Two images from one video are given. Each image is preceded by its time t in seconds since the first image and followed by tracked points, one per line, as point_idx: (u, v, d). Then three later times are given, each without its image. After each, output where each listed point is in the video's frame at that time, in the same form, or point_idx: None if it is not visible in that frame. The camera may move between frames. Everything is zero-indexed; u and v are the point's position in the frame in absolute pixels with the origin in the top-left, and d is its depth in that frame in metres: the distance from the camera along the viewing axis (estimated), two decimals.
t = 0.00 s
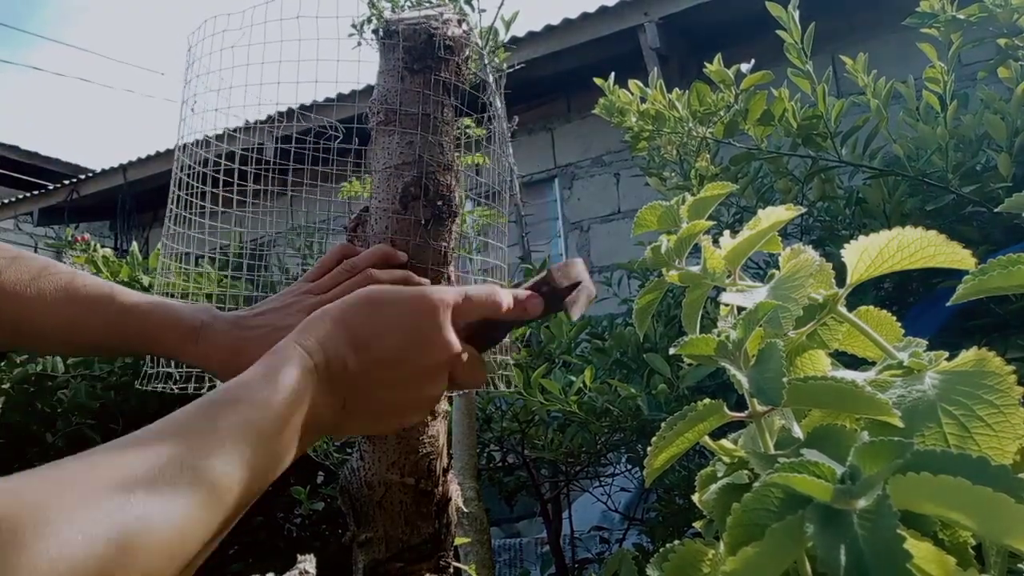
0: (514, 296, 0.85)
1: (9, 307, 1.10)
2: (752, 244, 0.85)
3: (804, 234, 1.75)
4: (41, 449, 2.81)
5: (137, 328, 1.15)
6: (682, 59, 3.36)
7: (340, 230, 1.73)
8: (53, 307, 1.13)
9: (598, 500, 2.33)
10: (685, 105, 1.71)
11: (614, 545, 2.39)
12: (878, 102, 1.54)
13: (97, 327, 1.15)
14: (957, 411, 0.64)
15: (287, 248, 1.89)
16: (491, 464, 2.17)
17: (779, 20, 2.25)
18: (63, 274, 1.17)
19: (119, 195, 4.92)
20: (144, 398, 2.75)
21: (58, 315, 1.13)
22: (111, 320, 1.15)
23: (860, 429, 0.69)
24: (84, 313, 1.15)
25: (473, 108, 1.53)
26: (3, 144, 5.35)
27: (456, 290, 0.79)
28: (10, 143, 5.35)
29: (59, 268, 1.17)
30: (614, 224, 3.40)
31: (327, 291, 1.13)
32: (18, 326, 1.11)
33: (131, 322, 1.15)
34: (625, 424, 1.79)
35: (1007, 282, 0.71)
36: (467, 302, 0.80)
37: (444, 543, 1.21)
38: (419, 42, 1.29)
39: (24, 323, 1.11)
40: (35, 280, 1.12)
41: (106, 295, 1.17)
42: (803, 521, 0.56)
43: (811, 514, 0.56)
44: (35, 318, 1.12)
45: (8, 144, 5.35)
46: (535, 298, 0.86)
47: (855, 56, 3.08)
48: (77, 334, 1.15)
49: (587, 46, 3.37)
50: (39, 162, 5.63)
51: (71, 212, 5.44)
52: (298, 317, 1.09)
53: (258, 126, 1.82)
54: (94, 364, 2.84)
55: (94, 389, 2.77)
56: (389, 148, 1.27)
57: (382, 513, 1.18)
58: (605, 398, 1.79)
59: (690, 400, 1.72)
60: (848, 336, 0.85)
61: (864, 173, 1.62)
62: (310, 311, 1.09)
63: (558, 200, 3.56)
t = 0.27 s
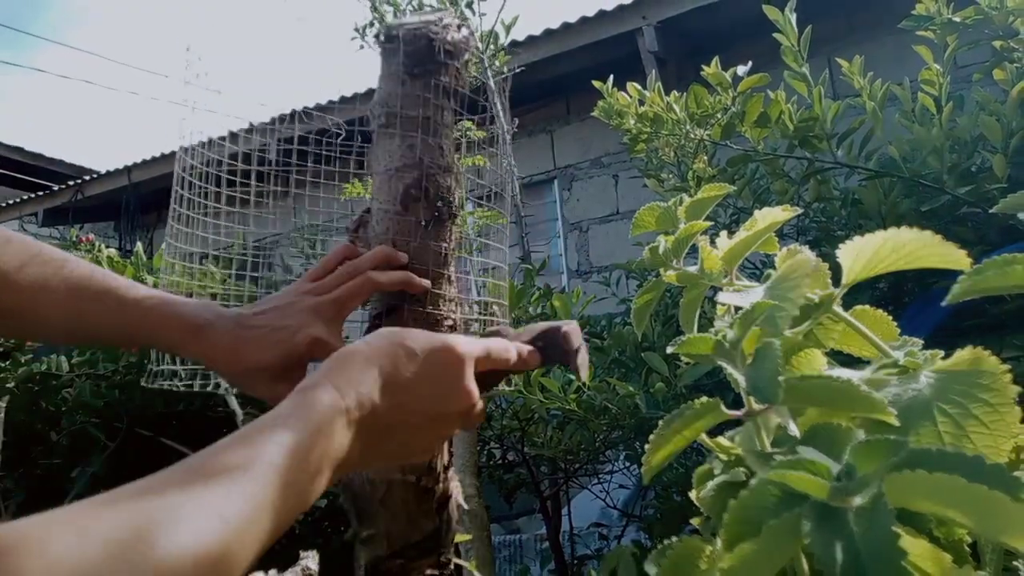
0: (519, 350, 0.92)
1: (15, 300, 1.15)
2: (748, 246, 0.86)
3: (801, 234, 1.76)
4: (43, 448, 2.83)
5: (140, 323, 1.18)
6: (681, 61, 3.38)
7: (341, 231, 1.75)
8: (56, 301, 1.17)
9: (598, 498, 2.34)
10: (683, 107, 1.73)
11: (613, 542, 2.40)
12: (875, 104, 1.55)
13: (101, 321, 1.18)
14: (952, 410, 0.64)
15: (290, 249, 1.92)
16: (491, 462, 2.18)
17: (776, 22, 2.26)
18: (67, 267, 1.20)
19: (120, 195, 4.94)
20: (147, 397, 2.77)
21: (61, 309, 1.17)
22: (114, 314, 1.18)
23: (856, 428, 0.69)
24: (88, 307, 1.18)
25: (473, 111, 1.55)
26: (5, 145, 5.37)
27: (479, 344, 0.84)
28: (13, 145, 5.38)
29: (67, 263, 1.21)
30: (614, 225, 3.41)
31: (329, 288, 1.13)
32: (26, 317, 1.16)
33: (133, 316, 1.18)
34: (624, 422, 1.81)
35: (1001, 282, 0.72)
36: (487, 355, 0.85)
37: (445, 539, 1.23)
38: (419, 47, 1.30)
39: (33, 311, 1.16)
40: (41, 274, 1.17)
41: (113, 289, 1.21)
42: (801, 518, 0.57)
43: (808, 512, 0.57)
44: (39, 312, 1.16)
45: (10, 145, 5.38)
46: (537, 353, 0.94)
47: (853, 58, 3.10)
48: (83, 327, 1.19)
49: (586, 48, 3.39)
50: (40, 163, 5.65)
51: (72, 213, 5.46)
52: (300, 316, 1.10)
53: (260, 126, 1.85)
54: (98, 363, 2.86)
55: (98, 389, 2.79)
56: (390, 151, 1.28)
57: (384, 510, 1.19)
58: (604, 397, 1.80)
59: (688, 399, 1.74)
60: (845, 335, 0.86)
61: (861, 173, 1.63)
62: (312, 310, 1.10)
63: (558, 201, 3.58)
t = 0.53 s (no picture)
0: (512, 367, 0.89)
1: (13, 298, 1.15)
2: (748, 246, 0.86)
3: (800, 235, 1.76)
4: (44, 448, 2.85)
5: (140, 322, 1.18)
6: (680, 61, 3.38)
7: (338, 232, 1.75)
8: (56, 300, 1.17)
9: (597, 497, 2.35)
10: (682, 107, 1.73)
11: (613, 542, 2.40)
12: (874, 105, 1.56)
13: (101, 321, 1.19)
14: (951, 410, 0.64)
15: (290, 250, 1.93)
16: (491, 462, 2.19)
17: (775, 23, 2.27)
18: (68, 265, 1.20)
19: (120, 196, 4.95)
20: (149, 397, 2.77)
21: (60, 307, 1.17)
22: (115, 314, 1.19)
23: (856, 428, 0.70)
24: (88, 307, 1.19)
25: (471, 110, 1.55)
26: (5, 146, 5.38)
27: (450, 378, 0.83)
28: (13, 145, 5.38)
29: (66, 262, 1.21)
30: (613, 225, 3.41)
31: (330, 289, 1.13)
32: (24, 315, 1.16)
33: (133, 317, 1.18)
34: (623, 422, 1.81)
35: (1000, 282, 0.72)
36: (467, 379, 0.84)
37: (445, 539, 1.23)
38: (415, 49, 1.31)
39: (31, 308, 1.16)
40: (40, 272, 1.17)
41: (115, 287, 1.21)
42: (800, 518, 0.58)
43: (807, 511, 0.58)
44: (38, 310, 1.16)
45: (10, 146, 5.38)
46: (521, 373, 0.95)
47: (852, 58, 3.10)
48: (82, 326, 1.19)
49: (585, 49, 3.39)
50: (41, 164, 5.65)
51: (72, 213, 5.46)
52: (301, 317, 1.10)
53: (259, 129, 1.85)
54: (99, 363, 2.85)
55: (99, 388, 2.80)
56: (387, 153, 1.29)
57: (384, 510, 1.19)
58: (603, 397, 1.81)
59: (687, 399, 1.74)
60: (844, 335, 0.86)
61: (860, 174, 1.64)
62: (313, 311, 1.11)
63: (558, 201, 3.58)
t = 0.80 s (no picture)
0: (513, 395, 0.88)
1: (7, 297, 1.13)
2: (748, 246, 0.86)
3: (801, 234, 1.76)
4: (43, 448, 2.86)
5: (140, 322, 1.17)
6: (681, 61, 3.38)
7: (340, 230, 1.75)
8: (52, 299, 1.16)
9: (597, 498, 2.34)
10: (683, 107, 1.73)
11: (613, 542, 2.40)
12: (875, 104, 1.55)
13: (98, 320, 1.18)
14: (952, 410, 0.64)
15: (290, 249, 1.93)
16: (491, 463, 2.18)
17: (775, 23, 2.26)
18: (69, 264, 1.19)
19: (120, 196, 4.94)
20: (148, 398, 2.77)
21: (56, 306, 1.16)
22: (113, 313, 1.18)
23: (857, 428, 0.69)
24: (85, 306, 1.17)
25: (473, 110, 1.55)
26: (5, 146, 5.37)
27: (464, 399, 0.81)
28: (13, 145, 5.37)
29: (61, 257, 1.19)
30: (613, 225, 3.41)
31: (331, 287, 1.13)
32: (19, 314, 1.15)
33: (132, 316, 1.17)
34: (623, 423, 1.80)
35: (1002, 281, 0.72)
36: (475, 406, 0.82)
37: (445, 540, 1.22)
38: (420, 46, 1.30)
39: (30, 308, 1.14)
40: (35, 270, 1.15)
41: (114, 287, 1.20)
42: (801, 517, 0.57)
43: (808, 512, 0.57)
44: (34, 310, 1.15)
45: (10, 146, 5.37)
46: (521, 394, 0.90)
47: (852, 58, 3.10)
48: (80, 325, 1.18)
49: (585, 49, 3.39)
50: (40, 163, 5.64)
51: (72, 213, 5.45)
52: (301, 317, 1.10)
53: (262, 127, 1.85)
54: (98, 363, 2.83)
55: (98, 388, 2.79)
56: (390, 151, 1.28)
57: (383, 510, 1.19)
58: (604, 397, 1.80)
59: (688, 399, 1.74)
60: (845, 336, 0.86)
61: (861, 173, 1.63)
62: (313, 310, 1.10)
63: (558, 201, 3.58)
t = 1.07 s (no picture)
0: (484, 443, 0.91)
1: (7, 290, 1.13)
2: (748, 245, 0.86)
3: (801, 234, 1.75)
4: (43, 448, 2.86)
5: (142, 318, 1.17)
6: (681, 61, 3.38)
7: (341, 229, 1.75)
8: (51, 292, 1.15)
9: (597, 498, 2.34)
10: (683, 106, 1.73)
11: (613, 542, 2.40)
12: (875, 104, 1.55)
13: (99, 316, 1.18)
14: (952, 410, 0.64)
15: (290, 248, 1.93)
16: (491, 463, 2.18)
17: (776, 23, 2.26)
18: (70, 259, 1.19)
19: (120, 197, 4.94)
20: (148, 397, 2.77)
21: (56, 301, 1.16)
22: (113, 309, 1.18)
23: (857, 428, 0.69)
24: (86, 301, 1.18)
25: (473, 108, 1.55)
26: (6, 146, 5.37)
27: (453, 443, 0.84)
28: (13, 145, 5.38)
29: (64, 252, 1.19)
30: (613, 225, 3.41)
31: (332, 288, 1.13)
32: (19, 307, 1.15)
33: (133, 313, 1.17)
34: (623, 423, 1.80)
35: (1003, 281, 0.72)
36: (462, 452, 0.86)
37: (444, 539, 1.22)
38: (420, 45, 1.30)
39: (29, 301, 1.14)
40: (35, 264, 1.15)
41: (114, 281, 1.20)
42: (801, 518, 0.57)
43: (808, 512, 0.57)
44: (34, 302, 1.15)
45: (11, 146, 5.38)
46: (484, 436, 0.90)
47: (852, 58, 3.10)
48: (80, 320, 1.18)
49: (585, 49, 3.39)
50: (41, 163, 5.64)
51: (72, 213, 5.45)
52: (300, 318, 1.10)
53: (263, 126, 1.86)
54: (98, 363, 2.82)
55: (98, 388, 2.79)
56: (391, 150, 1.28)
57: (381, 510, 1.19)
58: (603, 397, 1.80)
59: (688, 399, 1.73)
60: (846, 335, 0.86)
61: (861, 173, 1.63)
62: (311, 311, 1.10)
63: (558, 201, 3.58)
